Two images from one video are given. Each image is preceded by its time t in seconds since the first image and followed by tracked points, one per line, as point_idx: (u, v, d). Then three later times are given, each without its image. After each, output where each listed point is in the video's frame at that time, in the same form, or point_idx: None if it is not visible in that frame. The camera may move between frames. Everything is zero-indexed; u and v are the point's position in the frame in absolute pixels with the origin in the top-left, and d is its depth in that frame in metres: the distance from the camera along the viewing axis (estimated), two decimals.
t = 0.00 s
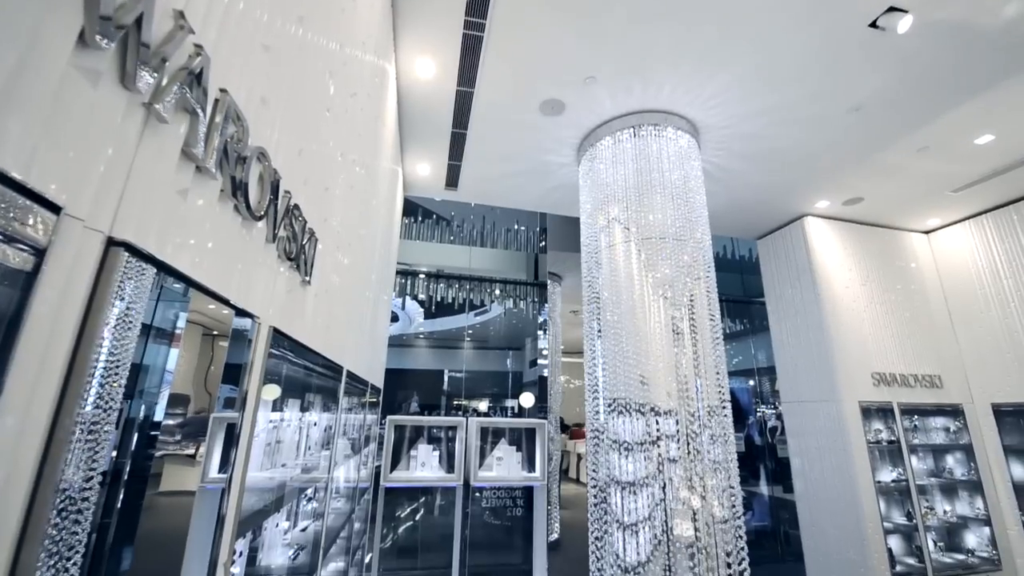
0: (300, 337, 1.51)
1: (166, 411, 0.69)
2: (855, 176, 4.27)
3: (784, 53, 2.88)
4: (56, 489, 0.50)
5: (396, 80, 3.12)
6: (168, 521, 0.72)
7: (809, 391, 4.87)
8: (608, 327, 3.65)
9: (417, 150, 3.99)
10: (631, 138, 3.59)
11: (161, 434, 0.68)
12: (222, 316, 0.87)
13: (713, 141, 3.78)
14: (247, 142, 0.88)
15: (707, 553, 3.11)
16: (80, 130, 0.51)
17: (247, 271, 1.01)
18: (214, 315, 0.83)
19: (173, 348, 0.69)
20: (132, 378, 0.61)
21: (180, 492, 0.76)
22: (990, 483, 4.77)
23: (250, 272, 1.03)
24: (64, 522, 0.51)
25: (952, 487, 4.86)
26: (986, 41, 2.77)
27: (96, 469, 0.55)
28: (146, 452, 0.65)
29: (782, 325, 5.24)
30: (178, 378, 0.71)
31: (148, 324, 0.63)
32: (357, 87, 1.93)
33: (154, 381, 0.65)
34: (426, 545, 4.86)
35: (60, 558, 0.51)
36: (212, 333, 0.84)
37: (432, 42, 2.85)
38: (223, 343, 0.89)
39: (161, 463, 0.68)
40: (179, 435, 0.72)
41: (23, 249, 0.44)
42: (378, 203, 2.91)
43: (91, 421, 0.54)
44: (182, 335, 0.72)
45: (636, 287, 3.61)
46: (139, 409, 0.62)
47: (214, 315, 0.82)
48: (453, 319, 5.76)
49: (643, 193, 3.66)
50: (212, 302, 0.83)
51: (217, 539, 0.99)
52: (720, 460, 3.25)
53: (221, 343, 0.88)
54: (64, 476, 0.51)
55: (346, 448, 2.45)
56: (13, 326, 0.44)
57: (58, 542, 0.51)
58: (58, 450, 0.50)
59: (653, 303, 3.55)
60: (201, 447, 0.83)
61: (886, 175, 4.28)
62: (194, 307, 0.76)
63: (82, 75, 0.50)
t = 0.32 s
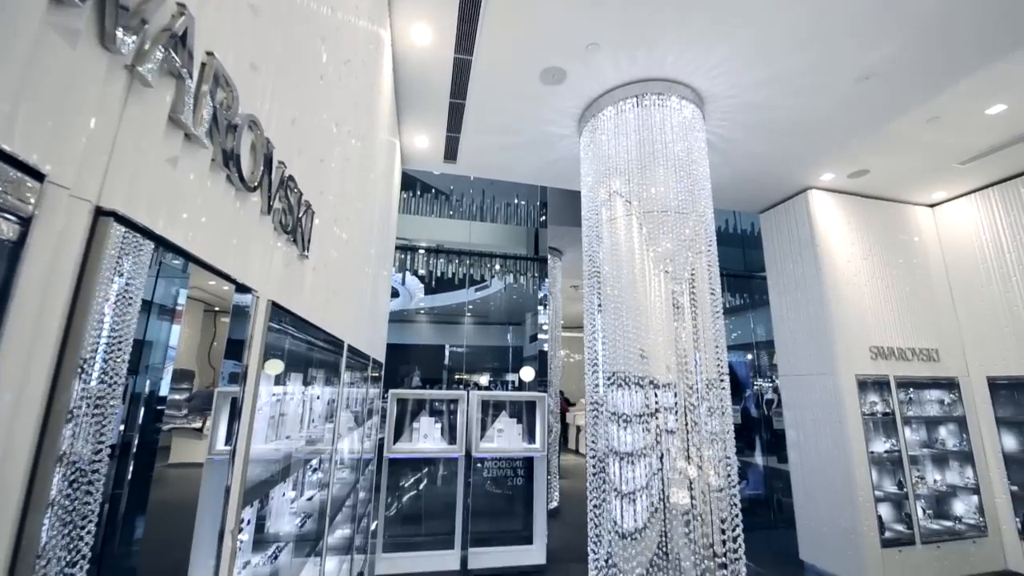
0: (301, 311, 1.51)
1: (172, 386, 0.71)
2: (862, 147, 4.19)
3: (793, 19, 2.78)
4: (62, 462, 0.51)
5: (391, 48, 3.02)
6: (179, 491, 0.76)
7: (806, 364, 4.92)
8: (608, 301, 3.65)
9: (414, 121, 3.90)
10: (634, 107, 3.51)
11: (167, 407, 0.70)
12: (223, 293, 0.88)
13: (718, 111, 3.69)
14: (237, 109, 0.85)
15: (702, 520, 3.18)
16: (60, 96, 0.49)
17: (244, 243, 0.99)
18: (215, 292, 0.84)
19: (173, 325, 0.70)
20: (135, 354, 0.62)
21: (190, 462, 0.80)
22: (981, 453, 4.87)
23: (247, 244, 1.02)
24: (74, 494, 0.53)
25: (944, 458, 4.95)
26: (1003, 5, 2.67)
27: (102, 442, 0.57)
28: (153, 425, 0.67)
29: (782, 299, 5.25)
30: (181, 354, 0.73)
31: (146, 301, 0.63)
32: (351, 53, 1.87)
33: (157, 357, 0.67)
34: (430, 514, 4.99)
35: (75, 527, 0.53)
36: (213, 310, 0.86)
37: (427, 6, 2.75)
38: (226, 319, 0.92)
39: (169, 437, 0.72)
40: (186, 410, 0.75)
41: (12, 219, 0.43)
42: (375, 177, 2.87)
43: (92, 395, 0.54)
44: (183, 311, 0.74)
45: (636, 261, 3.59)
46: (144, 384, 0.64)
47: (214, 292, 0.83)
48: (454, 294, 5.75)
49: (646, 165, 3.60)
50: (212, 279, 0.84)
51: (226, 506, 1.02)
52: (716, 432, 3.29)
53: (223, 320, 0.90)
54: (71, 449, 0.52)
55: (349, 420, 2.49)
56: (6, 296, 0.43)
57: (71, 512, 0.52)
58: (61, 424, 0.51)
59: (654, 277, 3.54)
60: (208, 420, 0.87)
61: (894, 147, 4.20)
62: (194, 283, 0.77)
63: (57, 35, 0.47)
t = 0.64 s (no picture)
0: (300, 284, 1.50)
1: (175, 358, 0.72)
2: (870, 116, 4.09)
3: None
4: (60, 434, 0.52)
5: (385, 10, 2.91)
6: (185, 461, 0.78)
7: (805, 336, 4.94)
8: (608, 274, 3.63)
9: (411, 88, 3.79)
10: (638, 74, 3.41)
11: (172, 380, 0.71)
12: (223, 267, 0.89)
13: (724, 77, 3.59)
14: (224, 71, 0.82)
15: (699, 486, 3.25)
16: (34, 53, 0.47)
17: (238, 213, 0.97)
18: (214, 267, 0.86)
19: (175, 299, 0.71)
20: (137, 329, 0.62)
21: (194, 434, 0.82)
22: (973, 423, 4.96)
23: (242, 213, 1.00)
24: (84, 464, 0.55)
25: (936, 427, 5.05)
26: None
27: (109, 414, 0.58)
28: (159, 397, 0.68)
29: (783, 271, 5.24)
30: (183, 327, 0.74)
31: (146, 275, 0.63)
32: (343, 15, 1.80)
33: (160, 330, 0.67)
34: (433, 482, 5.12)
35: (88, 495, 0.56)
36: (214, 285, 0.88)
37: None
38: (226, 294, 0.94)
39: (175, 410, 0.74)
40: (192, 382, 0.78)
41: None
42: (372, 147, 2.82)
43: (90, 369, 0.55)
44: (182, 284, 0.74)
45: (637, 234, 3.55)
46: (148, 356, 0.64)
47: (214, 266, 0.85)
48: (454, 268, 5.74)
49: (648, 135, 3.53)
50: (212, 254, 0.85)
51: (232, 473, 1.03)
52: (714, 402, 3.32)
53: (224, 295, 0.92)
54: (73, 421, 0.53)
55: (352, 392, 2.52)
56: None
57: (83, 481, 0.55)
58: (58, 397, 0.52)
59: (655, 249, 3.52)
60: (211, 393, 0.89)
61: (903, 116, 4.10)
62: (192, 257, 0.78)
63: None
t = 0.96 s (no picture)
0: (298, 255, 1.48)
1: (177, 332, 0.76)
2: (881, 81, 3.97)
3: None
4: (60, 408, 0.54)
5: None
6: (192, 426, 0.82)
7: (806, 307, 4.94)
8: (608, 244, 3.59)
9: (407, 53, 3.67)
10: (642, 36, 3.31)
11: (175, 353, 0.76)
12: (221, 241, 0.91)
13: (731, 40, 3.46)
14: (209, 30, 0.79)
15: (695, 453, 3.31)
16: None
17: (232, 179, 0.95)
18: (213, 240, 0.87)
19: (174, 274, 0.74)
20: (140, 302, 0.66)
21: (203, 405, 0.87)
22: (967, 392, 5.03)
23: (235, 180, 0.97)
24: (93, 434, 0.58)
25: (930, 396, 5.13)
26: None
27: (116, 385, 0.62)
28: (163, 369, 0.73)
29: (785, 242, 5.20)
30: (183, 301, 0.78)
31: (144, 249, 0.66)
32: None
33: (161, 306, 0.71)
34: (436, 449, 5.24)
35: (99, 464, 0.59)
36: (214, 258, 0.90)
37: None
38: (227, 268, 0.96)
39: (181, 380, 0.78)
40: (194, 354, 0.82)
41: None
42: (369, 114, 2.75)
43: (90, 341, 0.57)
44: (182, 259, 0.77)
45: (640, 204, 3.50)
46: (152, 329, 0.69)
47: (212, 240, 0.86)
48: (454, 241, 5.70)
49: (652, 101, 3.43)
50: (210, 227, 0.87)
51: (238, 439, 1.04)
52: (713, 372, 3.32)
53: (225, 268, 0.94)
54: (78, 393, 0.56)
55: (354, 364, 2.53)
56: None
57: (93, 450, 0.58)
58: (56, 366, 0.53)
59: (657, 220, 3.47)
60: (216, 364, 0.92)
61: (915, 80, 3.98)
62: (191, 232, 0.80)
63: None
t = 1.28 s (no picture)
0: (295, 229, 1.45)
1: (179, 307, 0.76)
2: (892, 47, 3.85)
3: None
4: (56, 385, 0.54)
5: None
6: (195, 401, 0.83)
7: (806, 281, 4.93)
8: (609, 217, 3.55)
9: (403, 18, 3.54)
10: None
11: (178, 329, 0.76)
12: (217, 216, 0.90)
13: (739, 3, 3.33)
14: None
15: (693, 425, 3.34)
16: None
17: (223, 148, 0.92)
18: (208, 214, 0.86)
19: (173, 251, 0.73)
20: (140, 279, 0.67)
21: (207, 379, 0.88)
22: (964, 365, 5.07)
23: (227, 150, 0.95)
24: (99, 408, 0.60)
25: (927, 369, 5.18)
26: None
27: (118, 360, 0.63)
28: (168, 346, 0.73)
29: (787, 216, 5.15)
30: (184, 279, 0.77)
31: (141, 225, 0.65)
32: None
33: (162, 285, 0.71)
34: (438, 422, 5.34)
35: (107, 437, 0.62)
36: (211, 234, 0.89)
37: None
38: (224, 244, 0.95)
39: (184, 356, 0.79)
40: (195, 331, 0.82)
41: None
42: (364, 83, 2.67)
43: (91, 317, 0.58)
44: (180, 235, 0.76)
45: (642, 176, 3.42)
46: (152, 305, 0.69)
47: (207, 214, 0.85)
48: (455, 215, 5.70)
49: (656, 69, 3.34)
50: (206, 202, 0.85)
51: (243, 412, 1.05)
52: (712, 346, 3.31)
53: (222, 245, 0.93)
54: (83, 368, 0.57)
55: (355, 338, 2.54)
56: None
57: (100, 424, 0.60)
58: (52, 343, 0.53)
59: (659, 193, 3.40)
60: (219, 340, 0.92)
61: (928, 47, 3.85)
62: (186, 207, 0.78)
63: None
